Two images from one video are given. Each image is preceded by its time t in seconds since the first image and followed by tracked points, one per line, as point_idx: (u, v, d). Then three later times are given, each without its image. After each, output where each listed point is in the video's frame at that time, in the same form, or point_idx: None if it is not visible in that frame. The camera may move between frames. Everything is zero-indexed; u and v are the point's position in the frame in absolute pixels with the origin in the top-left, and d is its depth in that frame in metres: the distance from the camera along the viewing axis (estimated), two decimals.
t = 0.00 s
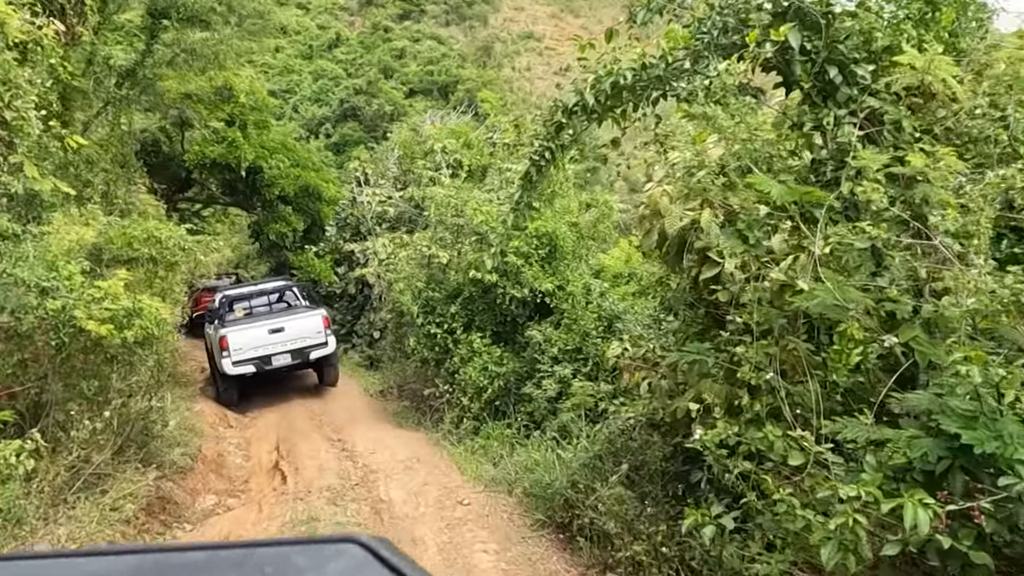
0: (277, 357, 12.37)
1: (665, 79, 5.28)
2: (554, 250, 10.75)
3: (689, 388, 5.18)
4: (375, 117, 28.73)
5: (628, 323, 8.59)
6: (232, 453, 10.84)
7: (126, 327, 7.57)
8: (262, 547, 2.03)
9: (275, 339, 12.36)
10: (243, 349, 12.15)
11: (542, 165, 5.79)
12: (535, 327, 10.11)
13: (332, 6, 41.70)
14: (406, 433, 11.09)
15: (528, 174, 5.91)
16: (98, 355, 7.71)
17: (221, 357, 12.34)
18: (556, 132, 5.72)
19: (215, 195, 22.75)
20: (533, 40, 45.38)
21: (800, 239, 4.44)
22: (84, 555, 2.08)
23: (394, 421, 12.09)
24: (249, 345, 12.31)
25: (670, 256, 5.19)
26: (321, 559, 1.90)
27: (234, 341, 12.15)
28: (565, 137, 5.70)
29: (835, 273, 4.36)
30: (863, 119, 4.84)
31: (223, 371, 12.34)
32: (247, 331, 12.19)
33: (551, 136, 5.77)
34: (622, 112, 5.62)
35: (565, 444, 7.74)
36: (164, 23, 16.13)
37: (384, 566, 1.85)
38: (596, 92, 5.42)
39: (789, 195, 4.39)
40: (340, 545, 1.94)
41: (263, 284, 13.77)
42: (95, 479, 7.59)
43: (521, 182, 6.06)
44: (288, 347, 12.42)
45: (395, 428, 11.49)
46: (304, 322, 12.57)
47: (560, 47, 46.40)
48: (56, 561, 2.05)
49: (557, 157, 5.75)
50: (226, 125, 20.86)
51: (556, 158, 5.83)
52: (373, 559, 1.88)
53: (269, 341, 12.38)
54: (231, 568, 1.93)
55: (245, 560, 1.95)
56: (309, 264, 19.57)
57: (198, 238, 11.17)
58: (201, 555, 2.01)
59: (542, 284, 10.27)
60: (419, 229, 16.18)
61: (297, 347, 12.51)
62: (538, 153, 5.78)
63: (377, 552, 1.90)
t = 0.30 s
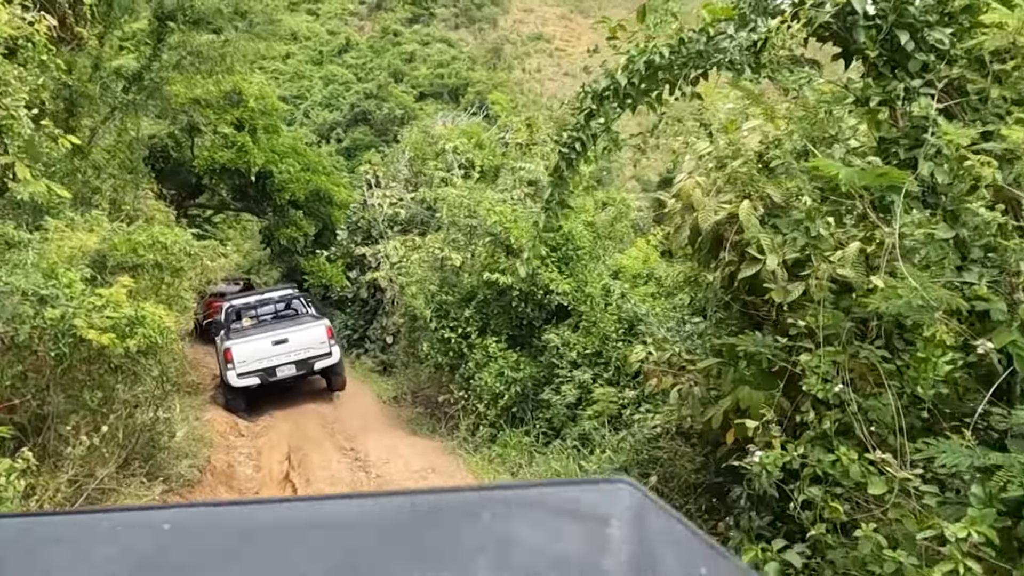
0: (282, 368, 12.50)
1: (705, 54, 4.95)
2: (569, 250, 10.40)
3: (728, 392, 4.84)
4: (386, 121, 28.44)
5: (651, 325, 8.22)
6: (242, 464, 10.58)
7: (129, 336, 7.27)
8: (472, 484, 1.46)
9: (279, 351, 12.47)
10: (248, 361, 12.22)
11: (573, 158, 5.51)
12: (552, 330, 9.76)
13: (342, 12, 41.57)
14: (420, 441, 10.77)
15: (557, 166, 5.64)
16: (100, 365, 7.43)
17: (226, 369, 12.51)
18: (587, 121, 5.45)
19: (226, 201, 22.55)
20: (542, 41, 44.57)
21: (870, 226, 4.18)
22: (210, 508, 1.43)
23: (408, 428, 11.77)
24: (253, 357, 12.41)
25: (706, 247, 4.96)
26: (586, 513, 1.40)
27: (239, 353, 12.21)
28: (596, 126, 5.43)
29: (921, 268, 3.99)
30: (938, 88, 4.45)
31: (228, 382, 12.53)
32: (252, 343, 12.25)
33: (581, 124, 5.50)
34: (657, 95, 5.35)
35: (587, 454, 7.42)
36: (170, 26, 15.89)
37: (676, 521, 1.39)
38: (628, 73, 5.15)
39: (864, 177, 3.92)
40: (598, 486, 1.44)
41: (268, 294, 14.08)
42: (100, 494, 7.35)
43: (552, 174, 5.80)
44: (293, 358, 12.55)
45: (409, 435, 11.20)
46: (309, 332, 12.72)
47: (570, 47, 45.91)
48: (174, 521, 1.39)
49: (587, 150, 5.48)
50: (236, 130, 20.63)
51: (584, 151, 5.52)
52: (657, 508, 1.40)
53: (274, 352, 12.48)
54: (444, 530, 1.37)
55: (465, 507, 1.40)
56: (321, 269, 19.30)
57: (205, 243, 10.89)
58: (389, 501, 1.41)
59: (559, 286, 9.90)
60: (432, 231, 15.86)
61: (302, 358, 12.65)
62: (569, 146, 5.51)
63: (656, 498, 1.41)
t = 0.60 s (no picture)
0: (286, 365, 12.40)
1: (735, 16, 4.63)
2: (581, 248, 10.01)
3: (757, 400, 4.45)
4: (394, 121, 28.01)
5: (665, 326, 7.83)
6: (243, 470, 10.26)
7: (118, 340, 6.94)
8: (325, 526, 1.93)
9: (282, 348, 12.39)
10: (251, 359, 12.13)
11: (590, 141, 5.33)
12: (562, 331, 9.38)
13: (350, 11, 41.21)
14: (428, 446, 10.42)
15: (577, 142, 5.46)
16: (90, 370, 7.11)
17: (229, 367, 12.36)
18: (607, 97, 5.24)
19: (232, 201, 22.25)
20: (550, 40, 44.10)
21: (941, 213, 3.70)
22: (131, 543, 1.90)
23: (415, 434, 11.41)
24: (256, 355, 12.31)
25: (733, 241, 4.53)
26: (408, 538, 1.86)
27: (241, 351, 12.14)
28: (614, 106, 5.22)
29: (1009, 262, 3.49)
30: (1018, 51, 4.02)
31: (232, 381, 12.40)
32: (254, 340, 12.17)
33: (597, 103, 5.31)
34: (680, 68, 5.10)
35: (601, 464, 7.08)
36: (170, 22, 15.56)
37: (472, 546, 1.84)
38: (649, 42, 4.92)
39: (938, 163, 3.43)
40: (425, 526, 1.90)
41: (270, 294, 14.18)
42: (92, 504, 7.04)
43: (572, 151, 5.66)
44: (296, 354, 12.43)
45: (416, 440, 10.88)
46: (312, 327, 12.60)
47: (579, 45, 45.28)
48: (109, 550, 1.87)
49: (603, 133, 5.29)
50: (240, 128, 20.35)
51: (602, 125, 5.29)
52: (463, 541, 1.85)
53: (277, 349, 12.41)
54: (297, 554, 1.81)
55: (329, 542, 1.84)
56: (328, 269, 18.99)
57: (202, 242, 10.59)
58: (262, 537, 1.88)
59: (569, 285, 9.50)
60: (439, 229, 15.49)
61: (306, 353, 12.53)
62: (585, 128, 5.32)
63: (462, 529, 1.89)
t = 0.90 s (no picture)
0: (288, 356, 12.72)
1: None
2: (598, 244, 9.53)
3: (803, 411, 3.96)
4: (405, 116, 27.52)
5: (690, 327, 7.34)
6: (244, 474, 9.84)
7: (106, 340, 6.51)
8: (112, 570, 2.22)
9: (285, 339, 12.71)
10: (254, 349, 12.46)
11: (615, 97, 3.75)
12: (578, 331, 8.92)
13: (361, 7, 40.83)
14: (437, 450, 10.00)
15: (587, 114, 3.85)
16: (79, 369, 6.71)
17: (233, 357, 12.67)
18: (640, 48, 3.82)
19: (240, 195, 21.83)
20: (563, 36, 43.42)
21: None
22: None
23: (423, 436, 10.97)
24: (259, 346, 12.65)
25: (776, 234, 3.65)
26: None
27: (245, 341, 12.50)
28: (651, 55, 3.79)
29: None
30: None
31: (235, 370, 12.69)
32: (257, 331, 12.52)
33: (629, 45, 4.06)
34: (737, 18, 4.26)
35: (623, 475, 6.64)
36: (174, 9, 15.12)
37: None
38: None
39: None
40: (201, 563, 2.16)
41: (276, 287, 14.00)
42: (80, 512, 6.64)
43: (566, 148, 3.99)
44: (299, 346, 12.75)
45: (424, 443, 10.47)
46: (315, 320, 12.94)
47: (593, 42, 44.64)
48: None
49: (634, 89, 3.75)
50: (248, 121, 19.95)
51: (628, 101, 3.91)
52: None
53: (280, 341, 12.72)
54: None
55: None
56: (336, 266, 18.56)
57: (202, 236, 10.20)
58: None
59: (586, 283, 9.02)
60: (449, 225, 15.03)
61: (308, 345, 12.85)
62: (610, 82, 3.76)
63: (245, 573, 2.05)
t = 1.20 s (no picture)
0: (291, 356, 12.48)
1: None
2: (618, 240, 9.03)
3: (871, 429, 3.45)
4: (414, 112, 27.01)
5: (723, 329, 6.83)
6: (246, 481, 9.40)
7: (94, 344, 6.05)
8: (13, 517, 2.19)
9: (287, 339, 12.46)
10: (256, 349, 12.17)
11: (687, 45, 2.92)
12: (598, 332, 8.42)
13: (369, 3, 40.33)
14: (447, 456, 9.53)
15: (647, 65, 3.07)
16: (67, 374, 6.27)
17: (234, 357, 12.43)
18: None
19: (247, 190, 21.33)
20: (573, 31, 42.64)
21: None
22: None
23: (433, 441, 10.51)
24: (261, 346, 12.37)
25: (847, 238, 3.07)
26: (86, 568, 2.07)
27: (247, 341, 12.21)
28: None
29: None
30: None
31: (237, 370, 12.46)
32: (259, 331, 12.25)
33: None
34: None
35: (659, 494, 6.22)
36: None
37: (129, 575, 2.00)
38: None
39: None
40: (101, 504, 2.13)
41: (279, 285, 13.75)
42: (68, 527, 6.22)
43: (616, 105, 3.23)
44: (301, 346, 12.53)
45: (434, 448, 10.04)
46: (317, 320, 12.72)
47: (602, 36, 43.60)
48: None
49: (711, 34, 2.92)
50: (254, 115, 19.50)
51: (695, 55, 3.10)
52: None
53: (283, 340, 12.48)
54: None
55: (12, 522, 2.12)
56: (345, 262, 18.10)
57: (202, 231, 9.75)
58: None
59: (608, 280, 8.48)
60: (459, 220, 14.56)
61: (311, 345, 12.63)
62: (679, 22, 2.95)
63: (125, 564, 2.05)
